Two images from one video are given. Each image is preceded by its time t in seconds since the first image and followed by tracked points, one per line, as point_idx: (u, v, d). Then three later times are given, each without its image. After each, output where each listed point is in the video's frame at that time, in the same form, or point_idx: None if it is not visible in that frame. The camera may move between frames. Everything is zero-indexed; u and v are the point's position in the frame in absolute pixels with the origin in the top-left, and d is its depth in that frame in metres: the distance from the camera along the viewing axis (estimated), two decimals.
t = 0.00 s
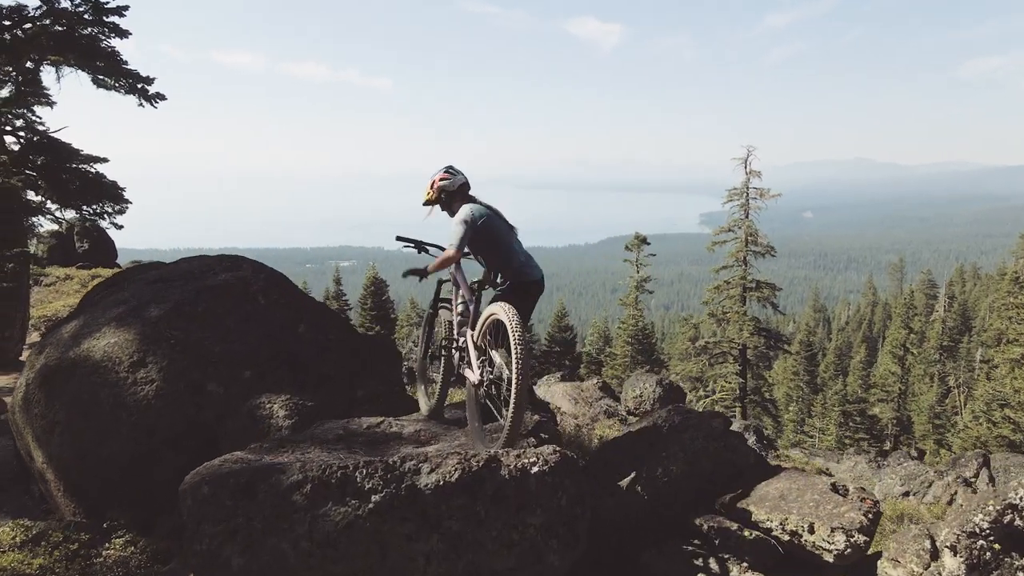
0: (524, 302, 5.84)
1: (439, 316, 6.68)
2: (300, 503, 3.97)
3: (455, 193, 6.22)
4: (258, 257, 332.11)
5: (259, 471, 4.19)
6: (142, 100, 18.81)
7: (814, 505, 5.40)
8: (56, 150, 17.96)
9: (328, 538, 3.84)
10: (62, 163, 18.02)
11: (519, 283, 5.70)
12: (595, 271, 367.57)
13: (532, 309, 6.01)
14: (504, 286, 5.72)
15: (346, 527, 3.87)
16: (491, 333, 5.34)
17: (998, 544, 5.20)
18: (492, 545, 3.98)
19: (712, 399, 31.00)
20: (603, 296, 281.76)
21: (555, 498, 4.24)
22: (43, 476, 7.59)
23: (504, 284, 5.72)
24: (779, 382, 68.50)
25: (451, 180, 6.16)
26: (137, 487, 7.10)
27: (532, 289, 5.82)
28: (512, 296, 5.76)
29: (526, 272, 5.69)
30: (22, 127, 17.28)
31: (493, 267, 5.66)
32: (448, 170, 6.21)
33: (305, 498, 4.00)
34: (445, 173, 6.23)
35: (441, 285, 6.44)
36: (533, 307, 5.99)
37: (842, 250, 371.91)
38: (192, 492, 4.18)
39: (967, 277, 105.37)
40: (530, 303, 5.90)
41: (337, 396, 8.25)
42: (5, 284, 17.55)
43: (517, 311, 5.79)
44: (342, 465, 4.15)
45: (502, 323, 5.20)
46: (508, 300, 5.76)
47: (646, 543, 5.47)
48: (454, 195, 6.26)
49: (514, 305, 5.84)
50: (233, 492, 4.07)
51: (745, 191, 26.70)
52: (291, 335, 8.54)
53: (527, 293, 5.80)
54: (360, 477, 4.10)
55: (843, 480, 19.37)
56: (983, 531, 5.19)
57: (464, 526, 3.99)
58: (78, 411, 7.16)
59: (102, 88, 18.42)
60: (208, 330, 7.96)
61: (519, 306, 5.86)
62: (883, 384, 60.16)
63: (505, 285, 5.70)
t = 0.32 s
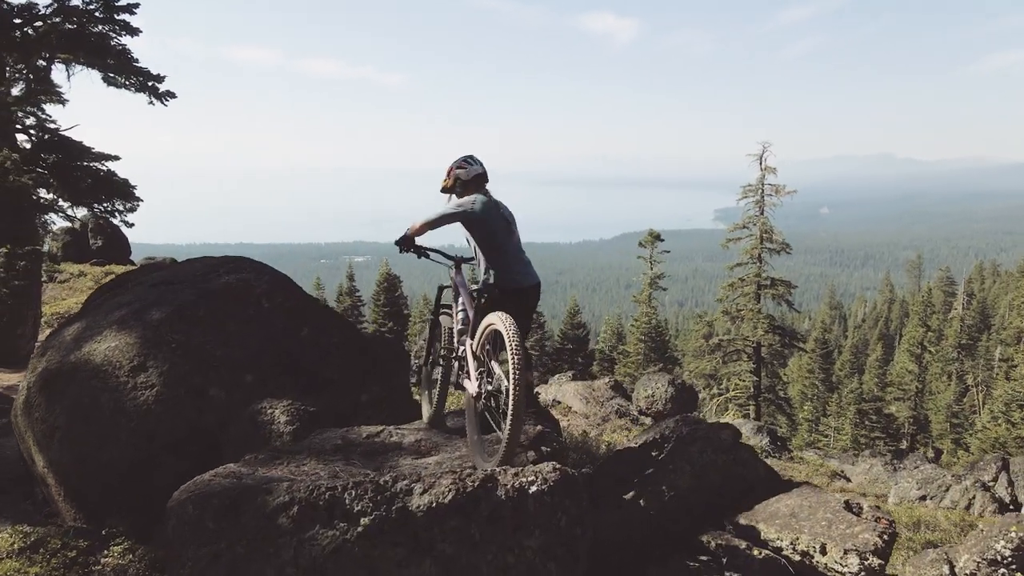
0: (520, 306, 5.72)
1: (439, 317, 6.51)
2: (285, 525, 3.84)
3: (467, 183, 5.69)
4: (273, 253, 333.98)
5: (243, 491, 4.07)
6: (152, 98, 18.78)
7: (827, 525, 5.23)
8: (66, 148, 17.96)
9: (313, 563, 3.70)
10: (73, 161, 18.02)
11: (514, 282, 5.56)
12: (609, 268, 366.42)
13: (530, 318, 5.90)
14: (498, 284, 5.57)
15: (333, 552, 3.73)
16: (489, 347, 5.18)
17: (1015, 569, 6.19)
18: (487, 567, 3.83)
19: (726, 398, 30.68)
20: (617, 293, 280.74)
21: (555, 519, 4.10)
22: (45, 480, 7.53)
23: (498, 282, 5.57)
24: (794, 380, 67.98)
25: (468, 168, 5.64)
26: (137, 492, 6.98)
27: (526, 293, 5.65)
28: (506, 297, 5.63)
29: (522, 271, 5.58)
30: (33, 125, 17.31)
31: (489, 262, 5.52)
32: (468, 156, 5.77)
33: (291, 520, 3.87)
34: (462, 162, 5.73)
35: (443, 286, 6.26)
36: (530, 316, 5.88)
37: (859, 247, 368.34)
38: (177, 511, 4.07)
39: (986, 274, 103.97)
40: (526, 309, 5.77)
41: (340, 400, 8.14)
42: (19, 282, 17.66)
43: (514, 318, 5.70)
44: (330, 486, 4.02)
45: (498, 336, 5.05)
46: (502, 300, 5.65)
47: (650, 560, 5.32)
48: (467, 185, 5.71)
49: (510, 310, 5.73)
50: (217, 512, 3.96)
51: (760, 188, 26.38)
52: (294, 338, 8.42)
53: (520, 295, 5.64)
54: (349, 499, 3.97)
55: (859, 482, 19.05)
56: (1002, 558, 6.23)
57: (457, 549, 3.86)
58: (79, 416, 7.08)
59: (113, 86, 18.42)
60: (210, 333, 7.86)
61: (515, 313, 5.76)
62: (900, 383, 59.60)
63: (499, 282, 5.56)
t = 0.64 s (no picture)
0: (517, 312, 5.62)
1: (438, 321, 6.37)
2: (272, 546, 3.68)
3: (473, 178, 5.38)
4: (287, 249, 335.68)
5: (229, 508, 3.91)
6: (162, 95, 18.77)
7: (841, 542, 5.05)
8: (78, 145, 17.96)
9: None
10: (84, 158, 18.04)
11: (514, 284, 5.51)
12: (623, 264, 365.38)
13: (529, 325, 5.77)
14: (498, 287, 5.46)
15: (320, 574, 3.56)
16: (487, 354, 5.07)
17: None
18: None
19: (739, 396, 30.37)
20: (630, 289, 279.70)
21: (553, 538, 4.00)
22: (47, 483, 7.48)
23: (497, 285, 5.46)
24: (809, 378, 67.41)
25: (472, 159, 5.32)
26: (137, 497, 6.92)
27: (524, 296, 5.60)
28: (504, 302, 5.52)
29: (521, 275, 5.55)
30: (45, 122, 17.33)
31: (491, 264, 5.44)
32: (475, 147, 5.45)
33: (278, 540, 3.71)
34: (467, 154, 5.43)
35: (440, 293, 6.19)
36: (530, 323, 5.78)
37: (876, 243, 364.59)
38: (162, 529, 3.91)
39: (1005, 271, 102.69)
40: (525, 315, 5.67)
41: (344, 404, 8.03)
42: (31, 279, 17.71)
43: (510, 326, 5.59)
44: (319, 504, 3.86)
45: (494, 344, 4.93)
46: (497, 306, 5.52)
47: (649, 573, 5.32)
48: (473, 181, 5.40)
49: (506, 317, 5.60)
50: (203, 531, 3.80)
51: (775, 184, 26.04)
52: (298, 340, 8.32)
53: (519, 299, 5.57)
54: (339, 518, 3.83)
55: (873, 484, 18.73)
56: None
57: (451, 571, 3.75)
58: (80, 420, 7.03)
59: (124, 83, 18.43)
60: (213, 335, 7.77)
61: (511, 320, 5.63)
62: (916, 381, 58.96)
63: (499, 285, 5.46)
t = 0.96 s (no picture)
0: (515, 318, 5.51)
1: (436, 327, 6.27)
2: (259, 564, 3.59)
3: (476, 174, 5.22)
4: (300, 244, 337.12)
5: (216, 522, 3.80)
6: (173, 92, 18.75)
7: (853, 558, 4.88)
8: (89, 142, 17.98)
9: None
10: (95, 155, 18.07)
11: (513, 288, 5.40)
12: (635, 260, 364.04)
13: (528, 331, 5.66)
14: (497, 290, 5.35)
15: None
16: (485, 361, 4.94)
17: None
18: None
19: (752, 394, 30.06)
20: (643, 285, 278.65)
21: (553, 556, 3.88)
22: (49, 485, 7.42)
23: (496, 289, 5.35)
24: (823, 375, 66.82)
25: (476, 157, 5.16)
26: (140, 500, 6.85)
27: (523, 300, 5.49)
28: (502, 307, 5.42)
29: (521, 279, 5.45)
30: (55, 119, 17.36)
31: (491, 266, 5.32)
32: (480, 141, 5.25)
33: (265, 559, 3.61)
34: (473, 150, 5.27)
35: (439, 294, 6.08)
36: (528, 328, 5.67)
37: (892, 239, 360.98)
38: (148, 546, 3.82)
39: None
40: (522, 322, 5.57)
41: (347, 407, 7.92)
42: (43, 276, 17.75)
43: (508, 331, 5.49)
44: (307, 521, 3.76)
45: (490, 351, 4.81)
46: (493, 311, 5.43)
47: None
48: (476, 178, 5.24)
49: (503, 322, 5.51)
50: (190, 546, 3.70)
51: (790, 180, 25.70)
52: (302, 341, 8.22)
53: (519, 304, 5.46)
54: (328, 535, 3.73)
55: (888, 486, 18.44)
56: None
57: None
58: (81, 422, 6.99)
59: (134, 80, 18.43)
60: (215, 336, 7.70)
61: (507, 327, 5.53)
62: (933, 380, 58.28)
63: (497, 289, 5.35)
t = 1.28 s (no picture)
0: (518, 324, 5.38)
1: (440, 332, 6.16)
2: None
3: (481, 175, 5.08)
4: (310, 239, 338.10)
5: (205, 541, 3.68)
6: (180, 89, 18.70)
7: None
8: (97, 139, 17.95)
9: None
10: (103, 152, 18.05)
11: (517, 292, 5.26)
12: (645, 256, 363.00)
13: (530, 336, 5.54)
14: (500, 295, 5.21)
15: None
16: (486, 370, 4.83)
17: None
18: None
19: (762, 392, 29.78)
20: (653, 281, 277.83)
21: None
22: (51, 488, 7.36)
23: (499, 294, 5.21)
24: (835, 373, 66.41)
25: (481, 157, 5.03)
26: (140, 504, 6.76)
27: (527, 306, 5.36)
28: (505, 313, 5.29)
29: (526, 283, 5.32)
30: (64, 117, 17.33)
31: (496, 270, 5.20)
32: (485, 141, 5.10)
33: None
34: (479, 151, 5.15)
35: (443, 299, 5.98)
36: (531, 334, 5.54)
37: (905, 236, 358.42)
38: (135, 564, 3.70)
39: None
40: (524, 327, 5.44)
41: (351, 409, 7.81)
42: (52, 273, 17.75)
43: (509, 336, 5.38)
44: (299, 540, 3.64)
45: (491, 359, 4.69)
46: (496, 318, 5.30)
47: None
48: (481, 179, 5.11)
49: (504, 328, 5.39)
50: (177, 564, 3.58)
51: (802, 176, 25.44)
52: (305, 343, 8.12)
53: (522, 310, 5.34)
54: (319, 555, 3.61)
55: (900, 487, 18.22)
56: None
57: None
58: (81, 425, 6.92)
59: (141, 77, 18.39)
60: (217, 339, 7.62)
61: (510, 332, 5.39)
62: (946, 377, 57.87)
63: (501, 294, 5.22)
